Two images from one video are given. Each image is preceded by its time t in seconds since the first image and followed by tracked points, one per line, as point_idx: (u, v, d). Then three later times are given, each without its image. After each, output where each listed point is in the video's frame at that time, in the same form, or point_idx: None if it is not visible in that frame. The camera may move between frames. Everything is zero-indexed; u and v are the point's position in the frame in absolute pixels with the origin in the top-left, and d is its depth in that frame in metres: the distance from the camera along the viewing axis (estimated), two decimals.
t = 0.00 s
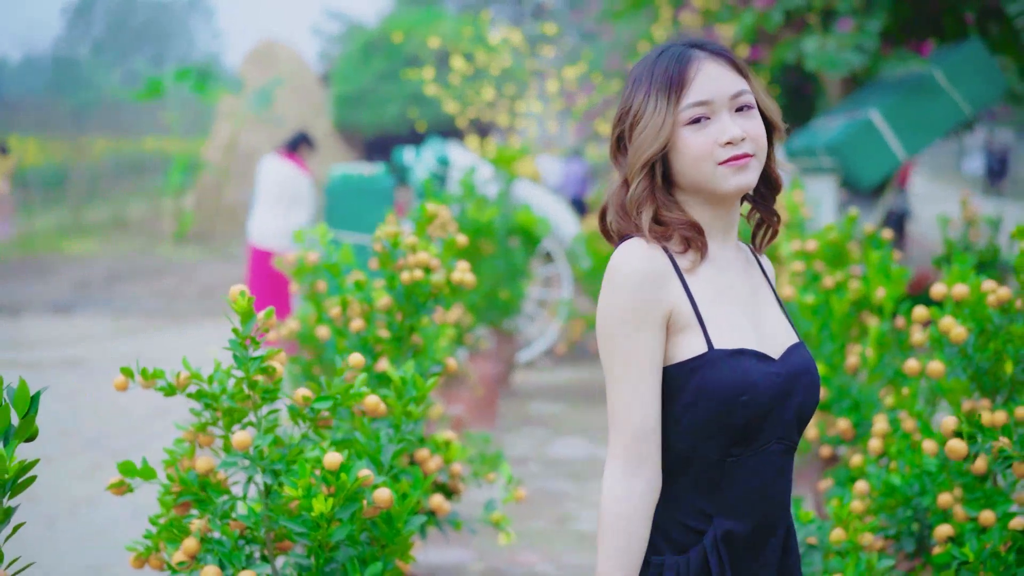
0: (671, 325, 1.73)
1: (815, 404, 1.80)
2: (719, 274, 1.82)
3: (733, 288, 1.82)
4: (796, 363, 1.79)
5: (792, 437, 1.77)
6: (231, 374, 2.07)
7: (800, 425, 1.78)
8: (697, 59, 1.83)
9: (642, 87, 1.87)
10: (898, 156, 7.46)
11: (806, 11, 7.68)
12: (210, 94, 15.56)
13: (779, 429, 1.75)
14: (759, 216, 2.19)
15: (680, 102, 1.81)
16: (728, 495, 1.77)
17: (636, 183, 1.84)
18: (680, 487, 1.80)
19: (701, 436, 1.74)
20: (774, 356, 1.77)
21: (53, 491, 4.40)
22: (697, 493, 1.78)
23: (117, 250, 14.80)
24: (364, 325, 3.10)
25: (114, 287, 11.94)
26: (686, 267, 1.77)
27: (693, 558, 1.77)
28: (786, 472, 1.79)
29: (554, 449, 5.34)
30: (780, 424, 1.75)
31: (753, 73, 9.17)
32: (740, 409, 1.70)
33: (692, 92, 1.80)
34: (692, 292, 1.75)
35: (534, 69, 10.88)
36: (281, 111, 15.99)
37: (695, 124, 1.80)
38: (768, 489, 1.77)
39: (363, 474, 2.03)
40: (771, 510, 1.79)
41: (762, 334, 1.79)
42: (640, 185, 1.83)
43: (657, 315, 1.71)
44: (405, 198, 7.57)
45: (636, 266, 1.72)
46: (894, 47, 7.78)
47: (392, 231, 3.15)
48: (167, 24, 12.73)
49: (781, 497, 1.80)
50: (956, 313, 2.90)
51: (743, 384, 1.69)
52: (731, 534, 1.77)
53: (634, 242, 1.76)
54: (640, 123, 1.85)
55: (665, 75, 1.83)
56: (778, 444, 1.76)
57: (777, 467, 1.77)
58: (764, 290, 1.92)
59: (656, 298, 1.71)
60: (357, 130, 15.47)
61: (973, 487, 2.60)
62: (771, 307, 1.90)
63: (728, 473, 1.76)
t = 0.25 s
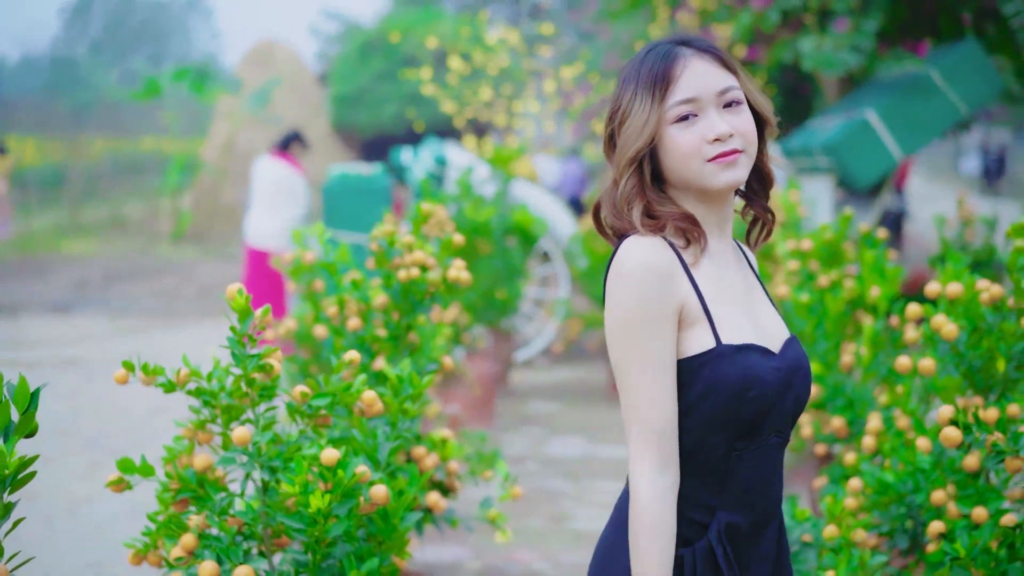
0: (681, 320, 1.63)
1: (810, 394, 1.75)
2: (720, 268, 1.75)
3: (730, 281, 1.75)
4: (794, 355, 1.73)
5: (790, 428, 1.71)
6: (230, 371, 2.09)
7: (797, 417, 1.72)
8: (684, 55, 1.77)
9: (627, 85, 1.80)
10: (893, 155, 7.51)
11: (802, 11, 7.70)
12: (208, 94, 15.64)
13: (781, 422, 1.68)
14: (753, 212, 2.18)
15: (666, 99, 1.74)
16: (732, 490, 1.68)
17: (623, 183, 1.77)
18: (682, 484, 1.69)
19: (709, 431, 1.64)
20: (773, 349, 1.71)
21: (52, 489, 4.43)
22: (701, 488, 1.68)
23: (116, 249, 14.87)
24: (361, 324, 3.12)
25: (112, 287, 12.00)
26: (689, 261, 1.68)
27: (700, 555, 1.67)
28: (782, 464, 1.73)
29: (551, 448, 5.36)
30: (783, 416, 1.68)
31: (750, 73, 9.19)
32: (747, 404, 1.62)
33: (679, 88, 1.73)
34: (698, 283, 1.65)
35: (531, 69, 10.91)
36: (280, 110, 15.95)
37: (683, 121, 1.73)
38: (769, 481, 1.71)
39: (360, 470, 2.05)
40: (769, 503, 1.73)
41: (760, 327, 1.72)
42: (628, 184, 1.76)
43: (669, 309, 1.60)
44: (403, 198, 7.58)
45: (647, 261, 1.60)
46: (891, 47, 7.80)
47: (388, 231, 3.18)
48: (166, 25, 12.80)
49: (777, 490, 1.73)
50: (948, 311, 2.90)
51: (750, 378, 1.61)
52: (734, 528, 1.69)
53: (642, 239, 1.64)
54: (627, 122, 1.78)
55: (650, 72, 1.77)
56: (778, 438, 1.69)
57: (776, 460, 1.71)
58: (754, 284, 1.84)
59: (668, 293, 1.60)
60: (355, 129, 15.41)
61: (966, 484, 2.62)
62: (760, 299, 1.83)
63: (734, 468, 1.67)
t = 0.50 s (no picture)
0: (689, 314, 1.61)
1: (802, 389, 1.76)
2: (717, 264, 1.75)
3: (726, 277, 1.74)
4: (788, 350, 1.73)
5: (785, 423, 1.72)
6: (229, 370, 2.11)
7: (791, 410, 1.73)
8: (678, 55, 1.79)
9: (623, 82, 1.82)
10: (889, 155, 7.53)
11: (798, 12, 7.73)
12: (206, 94, 15.83)
13: (778, 416, 1.68)
14: (745, 212, 2.19)
15: (661, 98, 1.76)
16: (733, 485, 1.67)
17: (617, 179, 1.78)
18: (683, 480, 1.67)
19: (714, 426, 1.63)
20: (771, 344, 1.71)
21: (50, 487, 4.46)
22: (702, 483, 1.67)
23: (113, 249, 14.88)
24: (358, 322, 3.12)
25: (109, 286, 12.04)
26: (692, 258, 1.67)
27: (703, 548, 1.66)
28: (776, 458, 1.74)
29: (547, 448, 5.38)
30: (780, 410, 1.68)
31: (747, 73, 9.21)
32: (752, 400, 1.61)
33: (673, 88, 1.75)
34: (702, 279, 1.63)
35: (529, 69, 10.92)
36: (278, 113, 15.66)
37: (676, 120, 1.75)
38: (765, 475, 1.71)
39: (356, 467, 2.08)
40: (765, 496, 1.73)
41: (758, 324, 1.72)
42: (622, 180, 1.78)
43: (680, 305, 1.58)
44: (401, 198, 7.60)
45: (654, 257, 1.58)
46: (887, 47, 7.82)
47: (383, 229, 3.21)
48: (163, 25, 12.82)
49: (771, 484, 1.74)
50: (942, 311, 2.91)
51: (755, 374, 1.61)
52: (734, 522, 1.68)
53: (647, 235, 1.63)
54: (621, 119, 1.80)
55: (645, 70, 1.79)
56: (775, 432, 1.69)
57: (771, 454, 1.71)
58: (746, 281, 1.85)
59: (675, 288, 1.58)
60: (351, 128, 15.14)
61: (960, 482, 2.63)
62: (753, 296, 1.83)
63: (736, 463, 1.66)
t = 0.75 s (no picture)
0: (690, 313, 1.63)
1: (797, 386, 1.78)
2: (714, 264, 1.77)
3: (724, 277, 1.76)
4: (785, 349, 1.75)
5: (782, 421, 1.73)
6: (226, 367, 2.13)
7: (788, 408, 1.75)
8: (677, 58, 1.79)
9: (621, 82, 1.83)
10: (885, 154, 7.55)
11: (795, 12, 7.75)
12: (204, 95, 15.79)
13: (777, 412, 1.70)
14: (740, 213, 2.22)
15: (658, 101, 1.76)
16: (735, 482, 1.69)
17: (613, 178, 1.80)
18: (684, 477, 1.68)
19: (715, 423, 1.64)
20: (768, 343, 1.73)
21: (51, 485, 4.49)
22: (702, 481, 1.68)
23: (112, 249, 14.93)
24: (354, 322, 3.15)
25: (108, 286, 12.09)
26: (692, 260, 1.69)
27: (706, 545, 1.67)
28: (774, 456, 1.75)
29: (544, 447, 5.41)
30: (778, 408, 1.70)
31: (745, 73, 9.23)
32: (753, 398, 1.63)
33: (670, 92, 1.76)
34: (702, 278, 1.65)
35: (526, 69, 10.94)
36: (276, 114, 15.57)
37: (672, 125, 1.76)
38: (764, 472, 1.72)
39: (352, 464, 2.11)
40: (764, 494, 1.74)
41: (756, 323, 1.74)
42: (618, 181, 1.79)
43: (680, 305, 1.60)
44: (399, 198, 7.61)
45: (654, 258, 1.60)
46: (884, 47, 7.85)
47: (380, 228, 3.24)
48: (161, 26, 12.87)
49: (770, 481, 1.75)
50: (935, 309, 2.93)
51: (754, 372, 1.63)
52: (734, 519, 1.69)
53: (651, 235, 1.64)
54: (619, 119, 1.81)
55: (644, 72, 1.79)
56: (774, 430, 1.71)
57: (770, 451, 1.72)
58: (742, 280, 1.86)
59: (676, 287, 1.60)
60: (349, 129, 15.07)
61: (952, 479, 2.65)
62: (750, 297, 1.84)
63: (736, 461, 1.67)
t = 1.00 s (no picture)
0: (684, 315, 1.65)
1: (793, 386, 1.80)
2: (708, 265, 1.79)
3: (720, 279, 1.78)
4: (781, 349, 1.77)
5: (779, 420, 1.75)
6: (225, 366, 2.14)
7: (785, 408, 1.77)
8: (679, 66, 1.78)
9: (623, 84, 1.83)
10: (882, 154, 7.58)
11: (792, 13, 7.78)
12: (202, 95, 15.79)
13: (774, 414, 1.72)
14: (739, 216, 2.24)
15: (656, 110, 1.77)
16: (734, 482, 1.70)
17: (608, 181, 1.81)
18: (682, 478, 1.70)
19: (713, 424, 1.66)
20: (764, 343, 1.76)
21: (50, 484, 4.50)
22: (701, 481, 1.69)
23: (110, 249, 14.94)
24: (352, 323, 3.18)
25: (107, 285, 12.10)
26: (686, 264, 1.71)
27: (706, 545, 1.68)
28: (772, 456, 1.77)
29: (543, 445, 5.43)
30: (775, 407, 1.72)
31: (742, 73, 9.26)
32: (749, 399, 1.65)
33: (669, 102, 1.76)
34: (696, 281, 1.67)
35: (524, 69, 10.97)
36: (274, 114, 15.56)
37: (669, 135, 1.77)
38: (763, 472, 1.74)
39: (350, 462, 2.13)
40: (763, 494, 1.75)
41: (752, 325, 1.76)
42: (613, 184, 1.81)
43: (674, 308, 1.61)
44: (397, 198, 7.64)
45: (648, 261, 1.62)
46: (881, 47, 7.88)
47: (377, 227, 3.25)
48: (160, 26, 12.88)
49: (769, 481, 1.77)
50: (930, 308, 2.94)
51: (751, 373, 1.65)
52: (733, 518, 1.71)
53: (640, 236, 1.67)
54: (618, 122, 1.82)
55: (644, 77, 1.79)
56: (771, 430, 1.73)
57: (768, 451, 1.74)
58: (738, 282, 1.88)
59: (670, 290, 1.62)
60: (348, 130, 15.14)
61: (946, 476, 2.67)
62: (748, 299, 1.86)
63: (734, 461, 1.69)
